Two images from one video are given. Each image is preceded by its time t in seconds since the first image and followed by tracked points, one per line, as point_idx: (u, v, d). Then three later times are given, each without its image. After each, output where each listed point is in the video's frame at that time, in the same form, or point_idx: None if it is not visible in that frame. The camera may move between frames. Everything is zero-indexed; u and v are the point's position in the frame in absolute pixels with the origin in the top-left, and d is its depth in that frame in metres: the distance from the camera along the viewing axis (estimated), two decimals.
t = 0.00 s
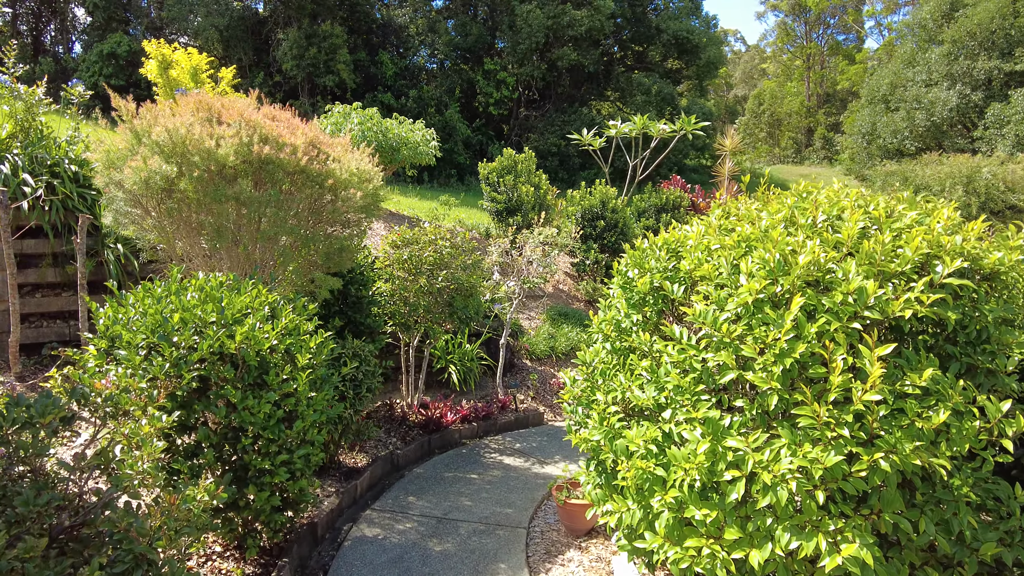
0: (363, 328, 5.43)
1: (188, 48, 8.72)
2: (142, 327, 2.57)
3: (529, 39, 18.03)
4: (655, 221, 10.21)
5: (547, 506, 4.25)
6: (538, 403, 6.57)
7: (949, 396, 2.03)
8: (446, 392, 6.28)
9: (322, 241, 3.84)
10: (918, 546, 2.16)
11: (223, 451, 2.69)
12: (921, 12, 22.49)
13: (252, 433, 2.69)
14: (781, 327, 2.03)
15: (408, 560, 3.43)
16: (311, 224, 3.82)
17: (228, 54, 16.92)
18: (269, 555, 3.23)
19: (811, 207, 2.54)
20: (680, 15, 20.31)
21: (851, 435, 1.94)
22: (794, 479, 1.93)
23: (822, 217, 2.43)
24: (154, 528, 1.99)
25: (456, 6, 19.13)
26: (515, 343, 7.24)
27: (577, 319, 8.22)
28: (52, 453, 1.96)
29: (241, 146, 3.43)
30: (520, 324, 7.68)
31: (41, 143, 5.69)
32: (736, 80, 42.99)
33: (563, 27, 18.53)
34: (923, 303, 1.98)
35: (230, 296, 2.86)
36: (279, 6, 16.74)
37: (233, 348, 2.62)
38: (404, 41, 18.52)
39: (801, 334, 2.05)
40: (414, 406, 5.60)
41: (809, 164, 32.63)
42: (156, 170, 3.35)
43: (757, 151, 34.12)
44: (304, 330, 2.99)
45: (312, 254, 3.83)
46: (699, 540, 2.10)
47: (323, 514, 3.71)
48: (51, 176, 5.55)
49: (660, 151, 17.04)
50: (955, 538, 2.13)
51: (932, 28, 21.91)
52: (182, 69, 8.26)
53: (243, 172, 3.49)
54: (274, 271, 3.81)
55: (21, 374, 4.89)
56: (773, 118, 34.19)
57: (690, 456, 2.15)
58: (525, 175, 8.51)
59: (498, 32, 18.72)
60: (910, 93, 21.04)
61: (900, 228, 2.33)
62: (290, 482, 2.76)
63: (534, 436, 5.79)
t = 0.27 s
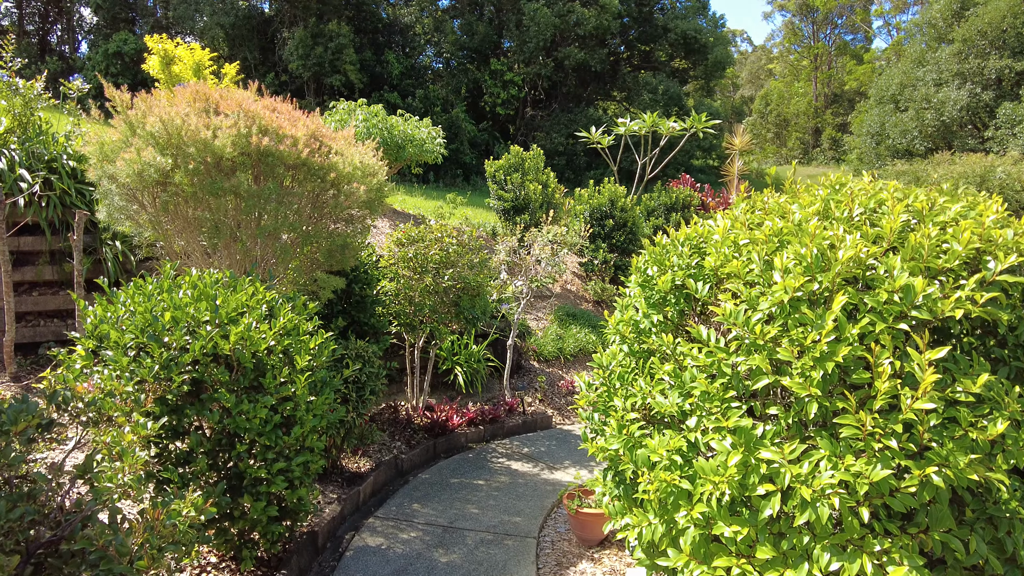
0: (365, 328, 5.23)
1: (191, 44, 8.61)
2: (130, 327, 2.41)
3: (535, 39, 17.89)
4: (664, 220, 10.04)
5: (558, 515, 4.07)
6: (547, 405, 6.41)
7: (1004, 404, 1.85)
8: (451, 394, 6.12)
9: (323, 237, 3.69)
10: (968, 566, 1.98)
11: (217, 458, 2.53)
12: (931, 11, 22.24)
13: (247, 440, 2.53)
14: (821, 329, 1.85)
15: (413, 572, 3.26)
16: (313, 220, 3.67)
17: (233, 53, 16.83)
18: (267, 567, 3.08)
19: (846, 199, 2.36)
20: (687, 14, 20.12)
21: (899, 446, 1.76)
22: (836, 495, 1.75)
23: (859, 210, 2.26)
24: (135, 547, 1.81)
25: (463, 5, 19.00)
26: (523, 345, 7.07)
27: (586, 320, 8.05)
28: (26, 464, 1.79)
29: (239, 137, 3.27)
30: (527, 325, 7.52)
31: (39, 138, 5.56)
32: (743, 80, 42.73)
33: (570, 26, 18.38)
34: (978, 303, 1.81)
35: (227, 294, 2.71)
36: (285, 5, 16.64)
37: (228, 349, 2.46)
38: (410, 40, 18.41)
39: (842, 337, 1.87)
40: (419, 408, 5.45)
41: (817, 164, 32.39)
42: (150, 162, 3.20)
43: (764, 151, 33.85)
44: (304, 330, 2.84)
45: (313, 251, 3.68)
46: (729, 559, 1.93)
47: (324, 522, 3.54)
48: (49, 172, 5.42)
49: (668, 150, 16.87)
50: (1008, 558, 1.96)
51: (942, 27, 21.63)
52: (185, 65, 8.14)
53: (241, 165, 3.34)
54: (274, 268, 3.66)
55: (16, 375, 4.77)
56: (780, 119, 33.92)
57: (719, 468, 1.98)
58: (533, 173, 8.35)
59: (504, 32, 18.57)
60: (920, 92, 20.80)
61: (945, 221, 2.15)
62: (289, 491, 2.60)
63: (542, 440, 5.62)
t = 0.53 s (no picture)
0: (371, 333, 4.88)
1: (192, 41, 8.46)
2: (116, 330, 2.24)
3: (541, 39, 17.73)
4: (672, 221, 9.87)
5: (568, 527, 3.90)
6: (554, 410, 6.24)
7: None
8: (457, 398, 5.95)
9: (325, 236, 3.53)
10: None
11: (211, 472, 2.37)
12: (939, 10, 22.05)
13: (242, 452, 2.37)
14: (872, 336, 1.68)
15: None
16: (314, 218, 3.51)
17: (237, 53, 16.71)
18: None
19: (885, 195, 2.19)
20: (693, 15, 19.95)
21: (960, 467, 1.59)
22: (888, 520, 1.59)
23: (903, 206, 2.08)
24: None
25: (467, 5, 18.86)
26: (529, 348, 6.90)
27: (594, 323, 7.88)
28: None
29: (236, 130, 3.12)
30: (534, 327, 7.35)
31: (35, 134, 5.42)
32: (748, 81, 42.55)
33: (575, 26, 18.23)
34: None
35: (221, 295, 2.55)
36: (289, 5, 16.52)
37: (221, 354, 2.30)
38: (414, 41, 18.27)
39: (894, 344, 1.70)
40: (423, 413, 5.28)
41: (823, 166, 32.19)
42: (142, 156, 3.04)
43: (770, 152, 33.61)
44: (303, 334, 2.68)
45: (314, 251, 3.52)
46: None
47: (325, 534, 3.39)
48: (44, 170, 5.27)
49: (674, 151, 16.72)
50: None
51: (950, 27, 21.40)
52: (186, 62, 7.99)
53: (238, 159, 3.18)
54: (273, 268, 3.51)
55: (9, 378, 4.62)
56: (785, 120, 33.70)
57: (756, 488, 1.81)
58: (539, 172, 8.17)
59: (510, 32, 18.41)
60: (927, 93, 20.62)
61: (999, 218, 1.98)
62: (287, 506, 2.44)
63: (550, 447, 5.45)
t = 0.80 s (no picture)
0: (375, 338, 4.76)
1: (191, 38, 8.32)
2: (100, 335, 2.11)
3: (544, 38, 17.59)
4: (678, 221, 9.73)
5: (577, 538, 3.76)
6: (560, 414, 6.09)
7: None
8: (460, 402, 5.81)
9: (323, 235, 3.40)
10: None
11: (200, 485, 2.23)
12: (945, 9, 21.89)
13: (233, 464, 2.24)
14: (918, 345, 1.53)
15: None
16: (312, 217, 3.39)
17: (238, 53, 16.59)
18: None
19: (919, 191, 2.05)
20: (698, 14, 19.79)
21: (1018, 489, 1.45)
22: (939, 546, 1.44)
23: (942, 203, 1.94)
24: None
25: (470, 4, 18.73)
26: (534, 350, 6.76)
27: (599, 324, 7.73)
28: None
29: (230, 125, 2.99)
30: (538, 329, 7.20)
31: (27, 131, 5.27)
32: (751, 81, 42.36)
33: (579, 25, 18.08)
34: None
35: (213, 298, 2.41)
36: (291, 4, 16.40)
37: (210, 361, 2.16)
38: (417, 40, 18.14)
39: (941, 354, 1.56)
40: (425, 417, 5.14)
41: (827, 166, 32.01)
42: (132, 152, 2.91)
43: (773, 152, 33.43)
44: (301, 339, 2.55)
45: (312, 251, 3.39)
46: None
47: (323, 547, 3.25)
48: (37, 167, 5.12)
49: (678, 151, 16.58)
50: None
51: (955, 27, 21.33)
52: (185, 59, 7.86)
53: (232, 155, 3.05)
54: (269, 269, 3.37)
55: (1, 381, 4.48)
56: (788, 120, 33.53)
57: (788, 509, 1.67)
58: (543, 171, 8.02)
59: (513, 31, 18.26)
60: (932, 93, 20.48)
61: None
62: (281, 521, 2.31)
63: (556, 452, 5.31)
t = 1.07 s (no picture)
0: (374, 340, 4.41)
1: (189, 34, 8.17)
2: (78, 340, 1.96)
3: (547, 38, 17.44)
4: (683, 221, 9.57)
5: (586, 549, 3.60)
6: (565, 418, 5.94)
7: None
8: (463, 406, 5.65)
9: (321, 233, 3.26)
10: None
11: (188, 501, 2.10)
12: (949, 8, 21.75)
13: (223, 477, 2.11)
14: (977, 353, 1.38)
15: None
16: (309, 214, 3.25)
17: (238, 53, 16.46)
18: None
19: (965, 186, 1.90)
20: (701, 13, 19.61)
21: None
22: None
23: (990, 197, 1.79)
24: None
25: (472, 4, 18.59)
26: (538, 352, 6.60)
27: (604, 325, 7.58)
28: None
29: (222, 117, 2.84)
30: (543, 330, 7.05)
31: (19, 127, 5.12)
32: (753, 81, 42.20)
33: (581, 25, 17.93)
34: None
35: (201, 300, 2.26)
36: (292, 3, 16.27)
37: (196, 369, 2.01)
38: (418, 39, 18.01)
39: (1000, 363, 1.41)
40: (427, 422, 4.99)
41: (829, 166, 31.81)
42: (118, 145, 2.77)
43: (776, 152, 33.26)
44: (296, 342, 2.40)
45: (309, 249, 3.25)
46: None
47: (321, 560, 3.10)
48: (29, 164, 4.97)
49: (683, 151, 16.45)
50: None
51: (960, 25, 21.25)
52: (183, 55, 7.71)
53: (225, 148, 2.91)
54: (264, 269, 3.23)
55: None
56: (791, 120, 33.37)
57: (825, 532, 1.52)
58: (547, 169, 7.86)
59: (515, 31, 18.07)
60: (937, 92, 20.32)
61: None
62: (275, 538, 2.17)
63: (562, 458, 5.16)
